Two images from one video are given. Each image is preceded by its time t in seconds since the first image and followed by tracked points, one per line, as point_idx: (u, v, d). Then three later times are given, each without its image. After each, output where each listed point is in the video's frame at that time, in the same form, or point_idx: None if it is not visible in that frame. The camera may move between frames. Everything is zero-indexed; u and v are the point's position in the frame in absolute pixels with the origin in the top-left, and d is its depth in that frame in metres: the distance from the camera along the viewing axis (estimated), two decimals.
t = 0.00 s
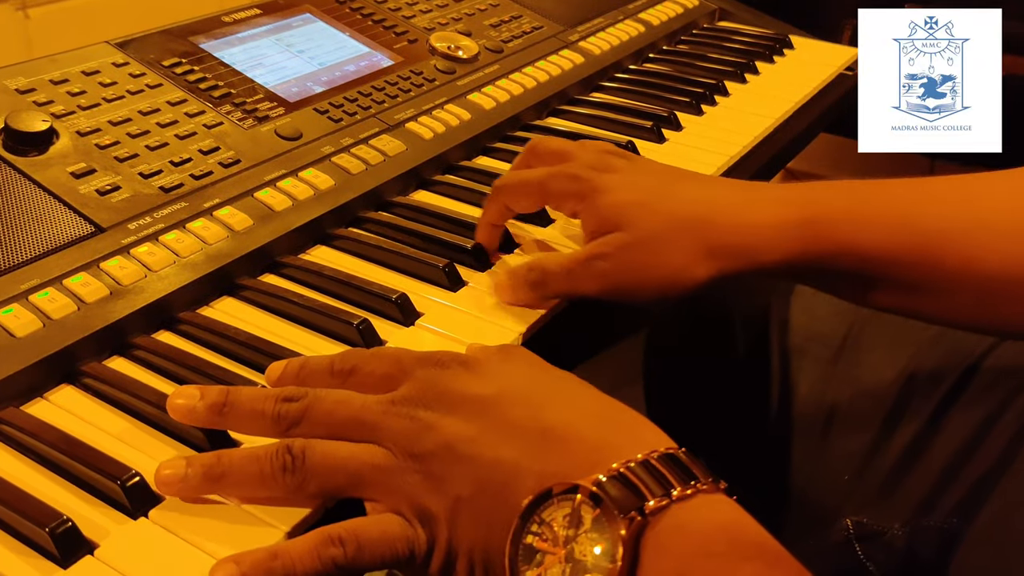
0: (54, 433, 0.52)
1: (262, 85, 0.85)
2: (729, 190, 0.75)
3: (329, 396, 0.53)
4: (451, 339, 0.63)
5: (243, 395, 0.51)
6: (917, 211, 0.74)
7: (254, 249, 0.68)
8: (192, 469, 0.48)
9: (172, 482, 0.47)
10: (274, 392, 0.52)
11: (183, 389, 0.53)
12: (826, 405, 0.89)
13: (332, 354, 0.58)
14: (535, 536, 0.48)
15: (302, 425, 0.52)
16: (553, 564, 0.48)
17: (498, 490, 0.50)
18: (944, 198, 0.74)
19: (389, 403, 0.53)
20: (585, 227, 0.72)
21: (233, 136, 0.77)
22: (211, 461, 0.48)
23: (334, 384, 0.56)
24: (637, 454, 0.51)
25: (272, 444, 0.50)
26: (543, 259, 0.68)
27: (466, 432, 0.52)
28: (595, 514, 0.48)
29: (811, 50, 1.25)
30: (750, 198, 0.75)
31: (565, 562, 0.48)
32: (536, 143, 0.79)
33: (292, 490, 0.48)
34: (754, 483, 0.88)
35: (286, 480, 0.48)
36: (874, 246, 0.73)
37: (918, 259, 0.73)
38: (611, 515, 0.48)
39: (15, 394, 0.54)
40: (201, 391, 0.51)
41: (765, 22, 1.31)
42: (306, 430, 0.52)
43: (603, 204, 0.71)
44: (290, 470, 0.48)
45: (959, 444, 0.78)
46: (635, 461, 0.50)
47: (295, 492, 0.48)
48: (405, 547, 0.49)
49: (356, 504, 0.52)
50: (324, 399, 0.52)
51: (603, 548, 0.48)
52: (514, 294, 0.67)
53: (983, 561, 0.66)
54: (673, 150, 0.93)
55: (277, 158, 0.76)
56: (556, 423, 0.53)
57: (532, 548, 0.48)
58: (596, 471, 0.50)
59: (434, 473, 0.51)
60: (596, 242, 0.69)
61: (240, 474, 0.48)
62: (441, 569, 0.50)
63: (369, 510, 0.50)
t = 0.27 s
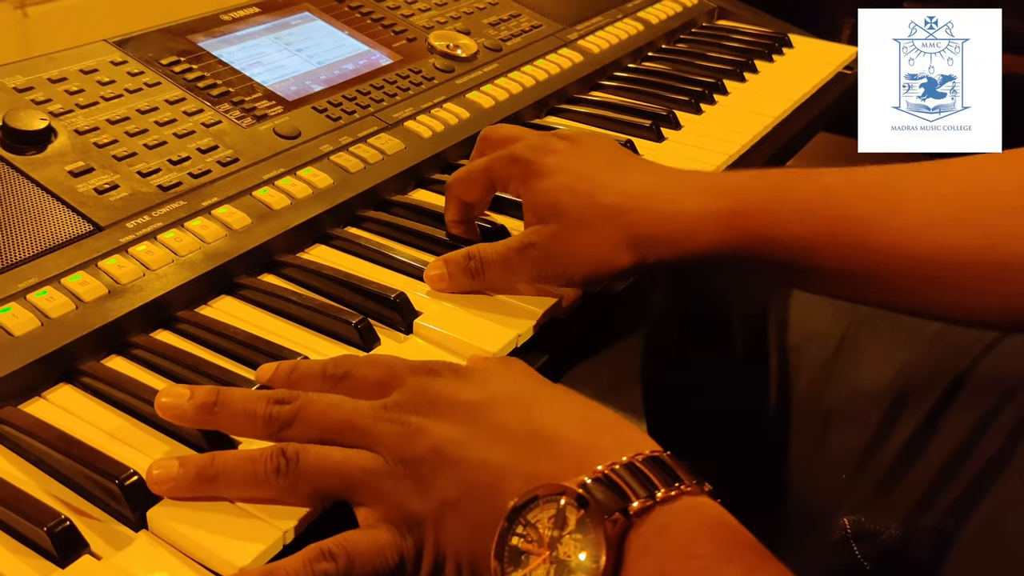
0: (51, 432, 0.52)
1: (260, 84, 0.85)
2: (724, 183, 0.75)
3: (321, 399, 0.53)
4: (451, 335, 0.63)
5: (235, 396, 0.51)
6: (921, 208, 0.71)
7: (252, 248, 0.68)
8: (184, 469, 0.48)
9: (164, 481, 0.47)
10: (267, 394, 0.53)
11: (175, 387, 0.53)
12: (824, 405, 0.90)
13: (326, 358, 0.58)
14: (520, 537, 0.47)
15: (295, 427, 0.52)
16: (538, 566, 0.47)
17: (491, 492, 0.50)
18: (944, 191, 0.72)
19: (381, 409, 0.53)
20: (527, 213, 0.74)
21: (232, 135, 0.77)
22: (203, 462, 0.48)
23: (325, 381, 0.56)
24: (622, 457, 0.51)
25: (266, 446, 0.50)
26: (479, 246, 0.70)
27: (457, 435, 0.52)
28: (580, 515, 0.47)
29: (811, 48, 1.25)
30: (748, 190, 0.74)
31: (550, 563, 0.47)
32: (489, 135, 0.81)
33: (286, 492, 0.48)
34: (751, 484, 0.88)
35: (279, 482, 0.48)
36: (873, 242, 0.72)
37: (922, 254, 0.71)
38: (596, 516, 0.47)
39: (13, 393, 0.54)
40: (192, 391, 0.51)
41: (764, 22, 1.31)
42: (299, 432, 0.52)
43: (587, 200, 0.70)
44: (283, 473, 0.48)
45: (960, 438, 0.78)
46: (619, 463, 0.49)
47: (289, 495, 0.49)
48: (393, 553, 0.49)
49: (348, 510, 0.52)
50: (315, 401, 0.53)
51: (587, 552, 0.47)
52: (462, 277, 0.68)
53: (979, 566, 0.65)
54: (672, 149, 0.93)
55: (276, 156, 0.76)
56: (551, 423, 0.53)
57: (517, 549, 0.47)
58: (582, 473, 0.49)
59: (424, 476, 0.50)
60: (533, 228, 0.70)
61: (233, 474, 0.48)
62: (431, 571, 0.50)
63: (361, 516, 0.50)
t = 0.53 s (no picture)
0: (50, 431, 0.52)
1: (259, 82, 0.84)
2: (725, 176, 0.74)
3: (322, 402, 0.53)
4: (451, 335, 0.63)
5: (235, 397, 0.51)
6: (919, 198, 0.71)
7: (250, 247, 0.68)
8: (184, 471, 0.48)
9: (164, 483, 0.47)
10: (268, 395, 0.52)
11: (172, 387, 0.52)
12: (825, 407, 0.90)
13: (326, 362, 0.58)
14: (521, 537, 0.47)
15: (296, 429, 0.52)
16: (539, 565, 0.47)
17: (490, 492, 0.49)
18: (945, 183, 0.72)
19: (382, 411, 0.53)
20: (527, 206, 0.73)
21: (230, 133, 0.77)
22: (204, 464, 0.48)
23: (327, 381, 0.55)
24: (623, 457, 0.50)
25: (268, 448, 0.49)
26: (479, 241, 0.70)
27: (458, 435, 0.52)
28: (581, 514, 0.47)
29: (810, 47, 1.25)
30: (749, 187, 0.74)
31: (551, 563, 0.47)
32: (485, 132, 0.81)
33: (287, 494, 0.48)
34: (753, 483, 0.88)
35: (281, 484, 0.48)
36: (874, 239, 0.72)
37: (926, 248, 0.71)
38: (597, 515, 0.47)
39: (11, 392, 0.54)
40: (193, 390, 0.51)
41: (764, 20, 1.31)
42: (300, 435, 0.52)
43: (587, 192, 0.70)
44: (286, 475, 0.48)
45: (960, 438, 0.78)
46: (622, 462, 0.49)
47: (290, 497, 0.48)
48: (395, 554, 0.49)
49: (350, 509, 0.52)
50: (317, 404, 0.52)
51: (589, 551, 0.47)
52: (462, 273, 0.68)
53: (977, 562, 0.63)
54: (671, 147, 0.93)
55: (275, 155, 0.76)
56: (551, 422, 0.53)
57: (518, 548, 0.47)
58: (583, 472, 0.49)
59: (423, 476, 0.50)
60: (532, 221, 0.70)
61: (234, 477, 0.48)
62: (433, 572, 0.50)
63: (363, 518, 0.50)
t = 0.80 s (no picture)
0: (48, 430, 0.51)
1: (258, 80, 0.84)
2: (725, 169, 0.74)
3: (323, 402, 0.52)
4: (450, 335, 0.63)
5: (235, 397, 0.51)
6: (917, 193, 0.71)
7: (249, 246, 0.67)
8: (183, 472, 0.47)
9: (163, 484, 0.47)
10: (268, 396, 0.52)
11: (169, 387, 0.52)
12: (824, 406, 0.89)
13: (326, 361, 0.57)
14: (522, 537, 0.47)
15: (296, 429, 0.51)
16: (540, 565, 0.47)
17: (491, 492, 0.49)
18: (947, 180, 0.72)
19: (383, 412, 0.53)
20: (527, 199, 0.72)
21: (228, 131, 0.77)
22: (203, 465, 0.47)
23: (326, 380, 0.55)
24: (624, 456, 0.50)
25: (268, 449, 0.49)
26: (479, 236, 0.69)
27: (458, 435, 0.52)
28: (582, 514, 0.47)
29: (810, 46, 1.25)
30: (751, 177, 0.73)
31: (552, 563, 0.47)
32: (485, 128, 0.80)
33: (287, 495, 0.48)
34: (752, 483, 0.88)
35: (281, 484, 0.48)
36: (875, 236, 0.71)
37: (925, 247, 0.71)
38: (598, 514, 0.47)
39: (8, 392, 0.54)
40: (193, 390, 0.51)
41: (763, 18, 1.31)
42: (299, 435, 0.51)
43: (587, 181, 0.70)
44: (285, 475, 0.48)
45: (962, 436, 0.77)
46: (623, 461, 0.49)
47: (289, 499, 0.48)
48: (395, 555, 0.48)
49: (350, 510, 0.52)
50: (317, 404, 0.52)
51: (591, 551, 0.47)
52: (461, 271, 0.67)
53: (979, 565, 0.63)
54: (671, 146, 0.93)
55: (274, 153, 0.76)
56: (552, 422, 0.53)
57: (518, 548, 0.47)
58: (584, 471, 0.49)
59: (423, 476, 0.50)
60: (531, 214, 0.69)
61: (233, 477, 0.47)
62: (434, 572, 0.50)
63: (363, 519, 0.50)
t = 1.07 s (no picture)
0: (48, 429, 0.51)
1: (258, 80, 0.84)
2: (725, 178, 0.74)
3: (323, 402, 0.52)
4: (450, 335, 0.63)
5: (235, 397, 0.51)
6: (920, 201, 0.71)
7: (249, 245, 0.67)
8: (184, 472, 0.47)
9: (163, 483, 0.47)
10: (269, 395, 0.52)
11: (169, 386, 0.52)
12: (823, 406, 0.89)
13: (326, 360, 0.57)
14: (520, 536, 0.47)
15: (296, 429, 0.51)
16: (538, 565, 0.47)
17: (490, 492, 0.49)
18: (947, 180, 0.72)
19: (383, 413, 0.53)
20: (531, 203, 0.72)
21: (229, 131, 0.77)
22: (204, 465, 0.47)
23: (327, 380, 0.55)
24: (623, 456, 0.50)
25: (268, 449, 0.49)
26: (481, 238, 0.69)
27: (458, 435, 0.52)
28: (580, 513, 0.47)
29: (811, 45, 1.25)
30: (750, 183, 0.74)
31: (550, 563, 0.47)
32: (488, 129, 0.80)
33: (287, 495, 0.48)
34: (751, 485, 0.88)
35: (281, 484, 0.48)
36: (875, 236, 0.71)
37: (926, 247, 0.71)
38: (596, 513, 0.47)
39: (8, 391, 0.54)
40: (193, 390, 0.51)
41: (764, 17, 1.31)
42: (299, 435, 0.52)
43: (589, 186, 0.70)
44: (285, 475, 0.48)
45: (961, 433, 0.77)
46: (621, 461, 0.49)
47: (289, 499, 0.48)
48: (395, 555, 0.49)
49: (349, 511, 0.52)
50: (317, 404, 0.52)
51: (589, 551, 0.46)
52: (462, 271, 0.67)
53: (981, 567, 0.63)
54: (671, 145, 0.93)
55: (273, 152, 0.76)
56: (552, 422, 0.53)
57: (517, 547, 0.47)
58: (582, 471, 0.49)
59: (423, 476, 0.50)
60: (535, 218, 0.69)
61: (234, 477, 0.47)
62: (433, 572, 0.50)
63: (363, 519, 0.50)
